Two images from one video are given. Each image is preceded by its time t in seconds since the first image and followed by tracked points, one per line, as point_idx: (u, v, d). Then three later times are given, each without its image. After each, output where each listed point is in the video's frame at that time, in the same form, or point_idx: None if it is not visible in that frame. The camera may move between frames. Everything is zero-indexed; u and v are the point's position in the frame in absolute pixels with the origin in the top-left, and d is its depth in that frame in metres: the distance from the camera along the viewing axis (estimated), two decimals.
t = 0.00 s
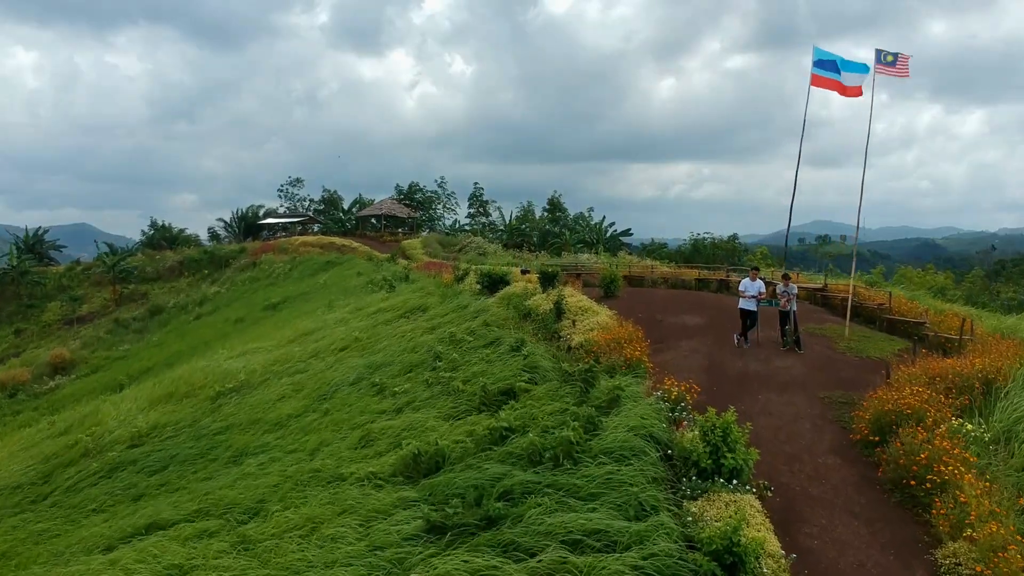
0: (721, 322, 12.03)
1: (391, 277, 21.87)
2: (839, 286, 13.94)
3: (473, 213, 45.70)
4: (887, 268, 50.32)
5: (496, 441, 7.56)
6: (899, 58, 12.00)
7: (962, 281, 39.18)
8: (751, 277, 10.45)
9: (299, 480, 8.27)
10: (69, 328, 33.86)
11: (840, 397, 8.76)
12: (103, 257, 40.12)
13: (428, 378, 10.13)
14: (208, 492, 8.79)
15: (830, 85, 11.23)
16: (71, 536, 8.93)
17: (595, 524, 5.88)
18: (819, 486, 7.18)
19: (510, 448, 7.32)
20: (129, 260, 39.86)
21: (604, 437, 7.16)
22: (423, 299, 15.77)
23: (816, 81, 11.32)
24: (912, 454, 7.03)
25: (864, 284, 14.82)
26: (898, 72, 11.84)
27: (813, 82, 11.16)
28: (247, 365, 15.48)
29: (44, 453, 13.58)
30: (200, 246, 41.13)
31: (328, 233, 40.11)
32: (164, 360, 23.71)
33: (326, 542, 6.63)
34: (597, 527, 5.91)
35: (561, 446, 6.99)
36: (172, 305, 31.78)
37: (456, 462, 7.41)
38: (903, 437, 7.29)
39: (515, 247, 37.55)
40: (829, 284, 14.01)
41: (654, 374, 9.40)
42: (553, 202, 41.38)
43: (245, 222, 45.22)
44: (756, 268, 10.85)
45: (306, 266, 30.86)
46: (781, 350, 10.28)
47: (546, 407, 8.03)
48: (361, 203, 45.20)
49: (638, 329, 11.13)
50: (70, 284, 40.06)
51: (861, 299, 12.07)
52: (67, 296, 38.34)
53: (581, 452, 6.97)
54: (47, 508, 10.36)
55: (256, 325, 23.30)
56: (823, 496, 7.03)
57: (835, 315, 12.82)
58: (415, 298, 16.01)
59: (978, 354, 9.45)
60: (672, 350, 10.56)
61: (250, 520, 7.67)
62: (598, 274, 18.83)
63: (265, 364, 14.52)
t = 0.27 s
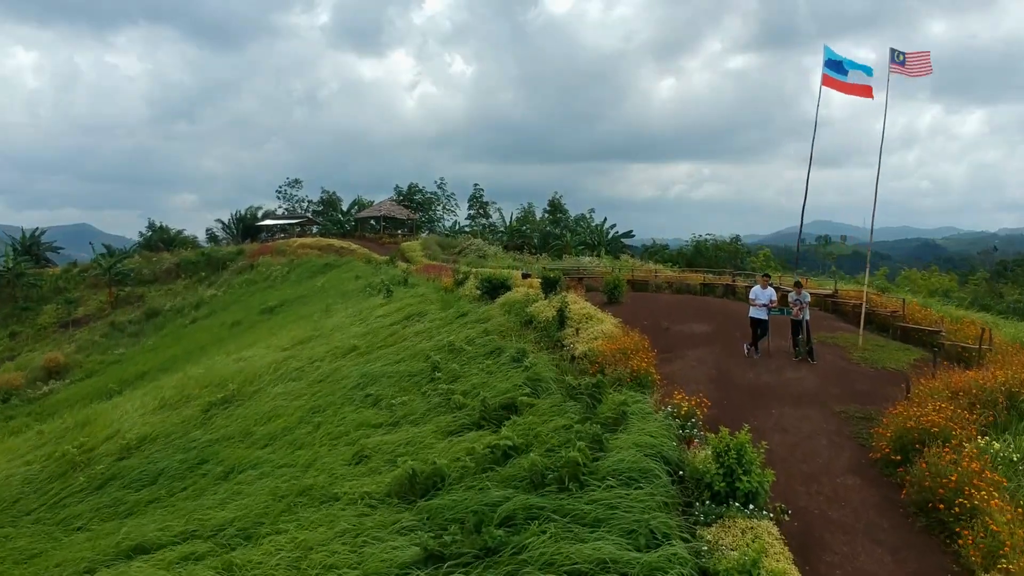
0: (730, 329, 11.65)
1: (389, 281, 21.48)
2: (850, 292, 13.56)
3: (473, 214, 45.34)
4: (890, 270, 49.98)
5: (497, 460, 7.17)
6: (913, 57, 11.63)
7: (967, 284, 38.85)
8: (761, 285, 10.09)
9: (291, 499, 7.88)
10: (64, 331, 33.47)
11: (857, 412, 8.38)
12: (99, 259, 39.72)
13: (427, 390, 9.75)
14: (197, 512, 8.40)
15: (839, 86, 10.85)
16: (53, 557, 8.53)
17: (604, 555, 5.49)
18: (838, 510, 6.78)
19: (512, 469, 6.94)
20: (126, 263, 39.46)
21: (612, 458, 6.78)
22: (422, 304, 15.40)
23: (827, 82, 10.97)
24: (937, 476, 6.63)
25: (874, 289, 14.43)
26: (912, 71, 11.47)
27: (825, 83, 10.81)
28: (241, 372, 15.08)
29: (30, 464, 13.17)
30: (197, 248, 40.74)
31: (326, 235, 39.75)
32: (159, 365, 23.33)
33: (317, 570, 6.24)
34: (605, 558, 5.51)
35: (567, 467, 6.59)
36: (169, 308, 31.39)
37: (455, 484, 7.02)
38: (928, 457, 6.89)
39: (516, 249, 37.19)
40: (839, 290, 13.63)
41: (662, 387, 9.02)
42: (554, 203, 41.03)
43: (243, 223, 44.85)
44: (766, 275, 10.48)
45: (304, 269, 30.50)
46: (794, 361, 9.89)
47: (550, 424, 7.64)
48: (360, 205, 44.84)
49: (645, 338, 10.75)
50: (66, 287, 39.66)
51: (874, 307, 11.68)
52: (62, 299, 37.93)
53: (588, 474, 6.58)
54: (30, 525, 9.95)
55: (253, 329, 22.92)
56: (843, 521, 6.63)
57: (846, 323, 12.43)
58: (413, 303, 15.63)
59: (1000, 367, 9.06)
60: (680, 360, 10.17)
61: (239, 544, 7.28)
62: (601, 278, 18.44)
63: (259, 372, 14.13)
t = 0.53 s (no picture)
0: (740, 337, 11.27)
1: (388, 285, 21.10)
2: (862, 297, 13.18)
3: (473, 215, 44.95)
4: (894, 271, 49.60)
5: (501, 481, 6.78)
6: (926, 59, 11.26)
7: (972, 286, 38.45)
8: (773, 292, 9.72)
9: (284, 520, 7.50)
10: (60, 334, 33.07)
11: (877, 428, 7.98)
12: (95, 261, 39.33)
13: (426, 402, 9.36)
14: (186, 532, 8.02)
15: (853, 85, 10.48)
16: None
17: None
18: (862, 534, 6.37)
19: (516, 491, 6.55)
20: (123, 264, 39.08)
21: (623, 480, 6.39)
22: (422, 309, 15.03)
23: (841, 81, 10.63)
24: (968, 499, 6.21)
25: (887, 295, 14.06)
26: (927, 72, 11.13)
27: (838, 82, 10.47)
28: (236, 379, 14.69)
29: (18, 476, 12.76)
30: (195, 249, 40.36)
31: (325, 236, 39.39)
32: (155, 370, 22.95)
33: None
34: None
35: (575, 490, 6.20)
36: (165, 310, 31.02)
37: (456, 506, 6.63)
38: (957, 478, 6.48)
39: (516, 251, 36.80)
40: (851, 296, 13.25)
41: (672, 400, 8.62)
42: (555, 204, 40.67)
43: (241, 224, 44.53)
44: (779, 282, 10.11)
45: (302, 271, 30.13)
46: (808, 371, 9.51)
47: (556, 441, 7.25)
48: (359, 206, 44.49)
49: (652, 346, 10.38)
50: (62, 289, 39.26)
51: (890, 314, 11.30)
52: (58, 301, 37.53)
53: (598, 498, 6.19)
54: (13, 542, 9.56)
55: (249, 334, 22.52)
56: (868, 546, 6.22)
57: (859, 330, 12.05)
58: (412, 308, 15.23)
59: None
60: (689, 371, 9.79)
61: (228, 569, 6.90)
62: (604, 282, 18.04)
63: (254, 379, 13.75)
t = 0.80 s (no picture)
0: (750, 346, 10.88)
1: (387, 290, 20.73)
2: (875, 305, 12.79)
3: (474, 217, 44.60)
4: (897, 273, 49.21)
5: (504, 506, 6.39)
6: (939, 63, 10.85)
7: (977, 289, 38.07)
8: (788, 302, 9.32)
9: (275, 546, 7.12)
10: (56, 338, 32.69)
11: (899, 447, 7.59)
12: (92, 263, 38.98)
13: (425, 417, 8.98)
14: (173, 556, 7.64)
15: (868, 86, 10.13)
16: None
17: None
18: (889, 565, 5.96)
19: (520, 519, 6.15)
20: (119, 267, 38.69)
21: (634, 508, 6.00)
22: (422, 316, 14.65)
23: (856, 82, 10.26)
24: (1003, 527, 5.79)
25: (899, 302, 13.69)
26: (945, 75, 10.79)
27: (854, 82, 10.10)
28: (230, 388, 14.32)
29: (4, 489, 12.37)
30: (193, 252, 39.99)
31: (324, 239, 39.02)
32: (150, 376, 22.58)
33: None
34: None
35: (582, 520, 5.80)
36: (162, 314, 30.64)
37: (456, 534, 6.24)
38: (989, 505, 6.07)
39: (517, 253, 36.43)
40: (863, 304, 12.87)
41: (683, 417, 8.23)
42: (556, 206, 40.29)
43: (240, 227, 44.35)
44: (794, 292, 9.70)
45: (301, 274, 29.76)
46: (824, 385, 9.12)
47: (562, 463, 6.86)
48: (358, 208, 44.14)
49: (660, 358, 10.01)
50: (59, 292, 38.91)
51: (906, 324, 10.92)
52: (55, 304, 37.17)
53: (608, 528, 5.77)
54: None
55: (246, 339, 22.14)
56: None
57: (872, 340, 11.67)
58: (411, 316, 14.84)
59: None
60: (699, 384, 9.40)
61: None
62: (608, 288, 17.66)
63: (248, 388, 13.38)
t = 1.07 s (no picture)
0: (760, 356, 10.52)
1: (386, 294, 20.37)
2: (888, 313, 12.43)
3: (474, 219, 44.25)
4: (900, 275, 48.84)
5: (506, 532, 6.03)
6: (959, 61, 10.52)
7: (982, 290, 37.71)
8: (801, 314, 9.00)
9: (265, 572, 6.77)
10: (51, 341, 32.36)
11: (921, 467, 7.22)
12: (90, 265, 38.67)
13: (424, 432, 8.63)
14: None
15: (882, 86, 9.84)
16: None
17: None
18: None
19: (525, 548, 5.79)
20: (116, 269, 38.32)
21: (645, 536, 5.65)
22: (421, 322, 14.31)
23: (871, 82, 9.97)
24: None
25: (911, 309, 13.32)
26: (962, 76, 10.49)
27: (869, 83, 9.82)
28: (224, 395, 13.98)
29: None
30: (190, 254, 39.67)
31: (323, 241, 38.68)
32: (145, 381, 22.24)
33: None
34: None
35: (591, 550, 5.40)
36: (159, 317, 30.29)
37: (456, 563, 5.88)
38: None
39: (518, 255, 36.08)
40: (875, 311, 12.50)
41: (694, 434, 7.89)
42: (557, 207, 39.94)
43: (238, 228, 44.12)
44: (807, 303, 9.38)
45: (299, 277, 29.43)
46: (839, 400, 8.77)
47: (568, 485, 6.51)
48: (358, 209, 43.82)
49: (668, 369, 9.67)
50: (56, 294, 38.62)
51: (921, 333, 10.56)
52: (51, 307, 36.85)
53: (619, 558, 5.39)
54: None
55: (243, 344, 21.79)
56: None
57: (886, 349, 11.31)
58: (410, 322, 14.48)
59: None
60: (709, 397, 9.05)
61: None
62: (611, 293, 17.32)
63: (243, 396, 13.03)
